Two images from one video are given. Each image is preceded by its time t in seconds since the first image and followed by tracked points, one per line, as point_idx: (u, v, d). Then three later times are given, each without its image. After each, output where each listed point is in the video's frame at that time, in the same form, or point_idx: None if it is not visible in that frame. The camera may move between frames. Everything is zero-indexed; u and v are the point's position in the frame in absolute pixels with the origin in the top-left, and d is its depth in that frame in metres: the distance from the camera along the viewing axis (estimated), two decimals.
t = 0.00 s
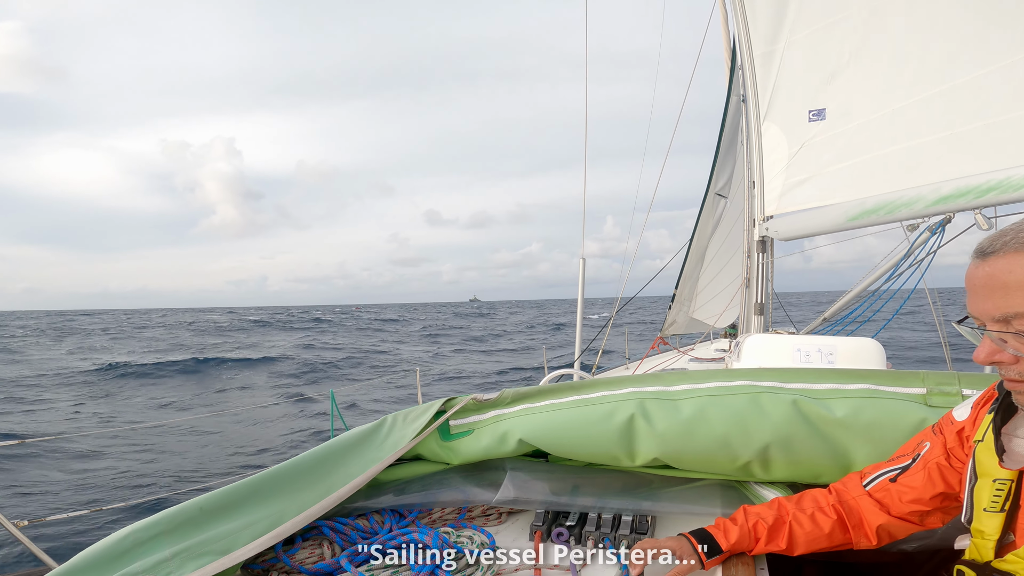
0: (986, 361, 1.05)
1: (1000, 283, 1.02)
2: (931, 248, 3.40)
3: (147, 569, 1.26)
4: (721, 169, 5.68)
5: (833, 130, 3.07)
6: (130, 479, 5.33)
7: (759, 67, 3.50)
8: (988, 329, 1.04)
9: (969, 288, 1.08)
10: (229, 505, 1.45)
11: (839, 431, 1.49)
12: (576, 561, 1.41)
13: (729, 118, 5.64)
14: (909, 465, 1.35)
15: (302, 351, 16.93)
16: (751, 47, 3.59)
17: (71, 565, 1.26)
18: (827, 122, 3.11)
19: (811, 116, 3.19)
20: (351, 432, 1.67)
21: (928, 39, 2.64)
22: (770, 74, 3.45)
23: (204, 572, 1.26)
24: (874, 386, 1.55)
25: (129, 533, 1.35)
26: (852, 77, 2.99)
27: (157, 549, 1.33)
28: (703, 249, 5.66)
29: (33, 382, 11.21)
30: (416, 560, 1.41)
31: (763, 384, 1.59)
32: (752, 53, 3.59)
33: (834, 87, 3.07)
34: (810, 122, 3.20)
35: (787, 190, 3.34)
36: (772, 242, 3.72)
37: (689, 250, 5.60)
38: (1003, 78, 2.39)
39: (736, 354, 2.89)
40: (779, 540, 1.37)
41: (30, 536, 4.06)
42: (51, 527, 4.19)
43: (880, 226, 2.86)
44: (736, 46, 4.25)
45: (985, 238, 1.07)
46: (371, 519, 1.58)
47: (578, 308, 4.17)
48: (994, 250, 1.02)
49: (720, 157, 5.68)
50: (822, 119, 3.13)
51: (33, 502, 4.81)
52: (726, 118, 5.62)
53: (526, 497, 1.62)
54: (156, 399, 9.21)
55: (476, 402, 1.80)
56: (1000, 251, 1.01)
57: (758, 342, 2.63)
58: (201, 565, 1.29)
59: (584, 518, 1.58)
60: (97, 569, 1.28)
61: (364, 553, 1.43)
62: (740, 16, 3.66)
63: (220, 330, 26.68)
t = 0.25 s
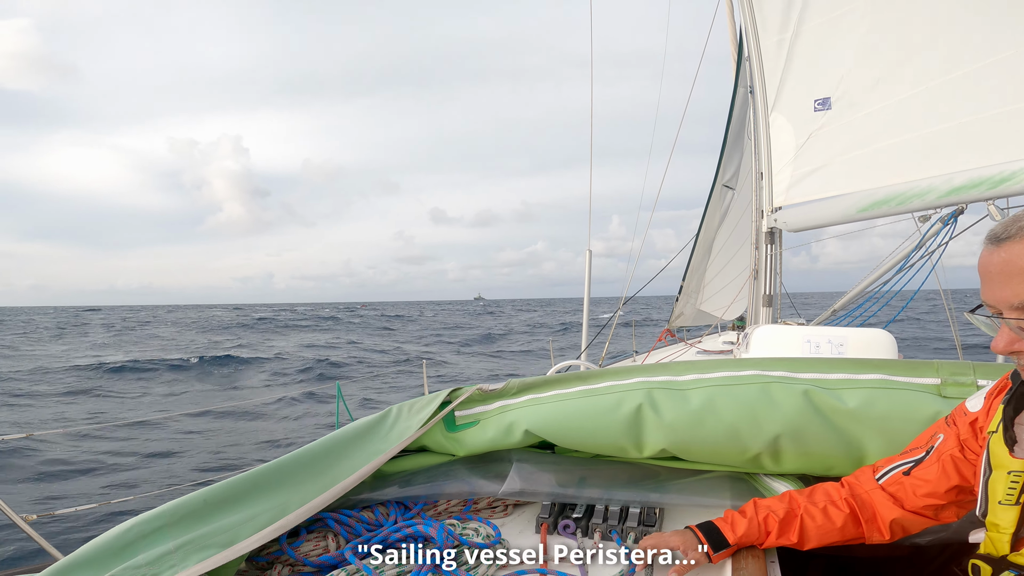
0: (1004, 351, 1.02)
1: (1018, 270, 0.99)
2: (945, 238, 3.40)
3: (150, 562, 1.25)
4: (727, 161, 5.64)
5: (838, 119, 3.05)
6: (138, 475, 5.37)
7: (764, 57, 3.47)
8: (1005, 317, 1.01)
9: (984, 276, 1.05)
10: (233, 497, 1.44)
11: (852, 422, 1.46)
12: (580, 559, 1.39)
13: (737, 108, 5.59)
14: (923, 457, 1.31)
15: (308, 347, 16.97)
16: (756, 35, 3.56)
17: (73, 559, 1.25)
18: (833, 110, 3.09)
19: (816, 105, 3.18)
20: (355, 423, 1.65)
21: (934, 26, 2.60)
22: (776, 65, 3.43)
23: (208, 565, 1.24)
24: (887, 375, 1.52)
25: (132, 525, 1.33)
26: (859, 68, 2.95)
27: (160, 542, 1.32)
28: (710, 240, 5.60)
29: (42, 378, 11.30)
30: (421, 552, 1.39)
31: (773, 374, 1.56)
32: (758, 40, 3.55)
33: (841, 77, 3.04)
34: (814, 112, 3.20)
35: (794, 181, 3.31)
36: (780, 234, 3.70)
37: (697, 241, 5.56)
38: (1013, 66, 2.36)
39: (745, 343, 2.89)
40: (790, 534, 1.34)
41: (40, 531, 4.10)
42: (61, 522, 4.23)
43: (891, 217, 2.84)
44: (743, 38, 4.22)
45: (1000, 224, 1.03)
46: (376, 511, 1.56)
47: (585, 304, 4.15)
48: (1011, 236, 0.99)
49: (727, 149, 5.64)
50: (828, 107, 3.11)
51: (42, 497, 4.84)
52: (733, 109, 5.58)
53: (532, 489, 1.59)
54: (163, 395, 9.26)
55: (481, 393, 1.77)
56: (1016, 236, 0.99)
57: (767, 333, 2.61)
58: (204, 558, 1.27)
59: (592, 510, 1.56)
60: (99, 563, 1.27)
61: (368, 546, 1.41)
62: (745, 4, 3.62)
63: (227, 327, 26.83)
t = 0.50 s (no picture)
0: None
1: None
2: (960, 234, 3.37)
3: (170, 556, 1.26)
4: (737, 156, 5.62)
5: (851, 113, 3.04)
6: (151, 470, 5.42)
7: (776, 51, 3.57)
8: None
9: (1011, 271, 1.05)
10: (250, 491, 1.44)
11: (868, 416, 1.46)
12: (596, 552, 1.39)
13: (745, 102, 5.61)
14: (938, 455, 1.31)
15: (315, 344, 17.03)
16: (768, 34, 3.67)
17: (94, 554, 1.26)
18: (846, 105, 3.07)
19: (828, 100, 3.17)
20: (369, 417, 1.65)
21: (949, 21, 2.59)
22: (787, 63, 3.51)
23: (229, 558, 1.24)
24: (904, 371, 1.52)
25: (151, 519, 1.35)
26: (873, 63, 2.93)
27: (180, 536, 1.33)
28: (720, 235, 5.61)
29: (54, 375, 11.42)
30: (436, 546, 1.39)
31: (789, 368, 1.56)
32: (769, 40, 3.68)
33: (855, 71, 3.02)
34: (827, 106, 3.18)
35: (805, 176, 3.32)
36: (791, 228, 3.72)
37: (706, 236, 5.57)
38: None
39: (756, 336, 2.92)
40: (804, 530, 1.33)
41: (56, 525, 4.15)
42: (76, 517, 4.28)
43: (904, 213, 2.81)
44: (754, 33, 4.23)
45: None
46: (391, 505, 1.56)
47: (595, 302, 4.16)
48: None
49: (736, 143, 5.62)
50: (841, 103, 3.10)
51: (56, 491, 4.90)
52: (743, 103, 5.56)
53: (545, 483, 1.59)
54: (172, 392, 9.32)
55: (495, 387, 1.77)
56: None
57: (779, 328, 2.61)
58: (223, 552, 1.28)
59: (604, 505, 1.56)
60: (120, 557, 1.28)
61: (384, 539, 1.42)
62: None
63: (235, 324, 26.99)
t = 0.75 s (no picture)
0: None
1: None
2: (980, 229, 3.34)
3: (192, 548, 1.27)
4: (751, 150, 5.61)
5: (867, 106, 3.04)
6: (166, 466, 5.47)
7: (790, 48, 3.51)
8: None
9: None
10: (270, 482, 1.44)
11: (891, 408, 1.44)
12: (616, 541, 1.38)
13: (760, 96, 5.56)
14: (963, 447, 1.28)
15: (324, 342, 17.11)
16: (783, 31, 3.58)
17: (120, 544, 1.28)
18: (862, 99, 3.07)
19: (844, 95, 3.17)
20: (387, 406, 1.64)
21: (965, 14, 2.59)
22: (803, 55, 3.44)
23: (249, 550, 1.26)
24: (929, 363, 1.49)
25: (173, 510, 1.35)
26: (891, 57, 2.94)
27: (202, 527, 1.34)
28: (733, 230, 5.62)
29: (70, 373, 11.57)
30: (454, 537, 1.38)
31: (810, 359, 1.53)
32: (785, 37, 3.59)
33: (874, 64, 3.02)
34: (844, 100, 3.17)
35: (821, 171, 3.29)
36: (807, 222, 3.73)
37: (719, 231, 5.58)
38: None
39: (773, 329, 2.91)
40: (827, 522, 1.31)
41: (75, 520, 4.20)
42: (95, 512, 4.33)
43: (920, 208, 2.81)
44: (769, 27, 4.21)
45: None
46: (408, 496, 1.55)
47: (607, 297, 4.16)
48: None
49: (750, 138, 5.60)
50: (857, 97, 3.10)
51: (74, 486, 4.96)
52: (757, 98, 5.55)
53: (563, 475, 1.58)
54: (184, 389, 9.39)
55: (513, 376, 1.75)
56: None
57: (796, 321, 2.60)
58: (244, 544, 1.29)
59: (621, 496, 1.56)
60: (144, 547, 1.30)
61: (402, 530, 1.40)
62: None
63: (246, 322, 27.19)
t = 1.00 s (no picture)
0: None
1: None
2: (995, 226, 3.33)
3: (207, 539, 1.28)
4: (763, 146, 5.57)
5: (881, 104, 3.08)
6: (178, 462, 5.51)
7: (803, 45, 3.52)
8: None
9: None
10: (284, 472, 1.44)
11: (910, 402, 1.43)
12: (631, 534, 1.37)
13: (771, 93, 5.53)
14: (986, 441, 1.27)
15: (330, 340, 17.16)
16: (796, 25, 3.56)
17: (135, 535, 1.29)
18: (878, 96, 3.10)
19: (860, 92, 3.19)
20: (400, 397, 1.63)
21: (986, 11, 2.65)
22: (815, 55, 3.46)
23: (264, 543, 1.26)
24: (949, 356, 1.49)
25: (188, 500, 1.36)
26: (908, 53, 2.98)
27: (217, 518, 1.34)
28: (744, 226, 5.60)
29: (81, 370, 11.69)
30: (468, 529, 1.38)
31: (828, 352, 1.53)
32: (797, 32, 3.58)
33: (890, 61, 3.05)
34: (858, 97, 3.21)
35: (834, 167, 3.30)
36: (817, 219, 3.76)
37: (729, 227, 5.58)
38: None
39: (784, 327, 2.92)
40: (849, 518, 1.30)
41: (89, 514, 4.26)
42: (108, 506, 4.38)
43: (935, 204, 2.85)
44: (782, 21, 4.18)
45: None
46: (421, 489, 1.55)
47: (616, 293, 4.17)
48: None
49: (761, 134, 5.57)
50: (873, 94, 3.12)
51: (88, 480, 5.02)
52: (768, 93, 5.50)
53: (576, 468, 1.60)
54: (193, 386, 9.45)
55: (526, 368, 1.74)
56: None
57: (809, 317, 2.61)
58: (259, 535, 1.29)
59: (636, 489, 1.57)
60: (160, 538, 1.31)
61: (416, 522, 1.39)
62: None
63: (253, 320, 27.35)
